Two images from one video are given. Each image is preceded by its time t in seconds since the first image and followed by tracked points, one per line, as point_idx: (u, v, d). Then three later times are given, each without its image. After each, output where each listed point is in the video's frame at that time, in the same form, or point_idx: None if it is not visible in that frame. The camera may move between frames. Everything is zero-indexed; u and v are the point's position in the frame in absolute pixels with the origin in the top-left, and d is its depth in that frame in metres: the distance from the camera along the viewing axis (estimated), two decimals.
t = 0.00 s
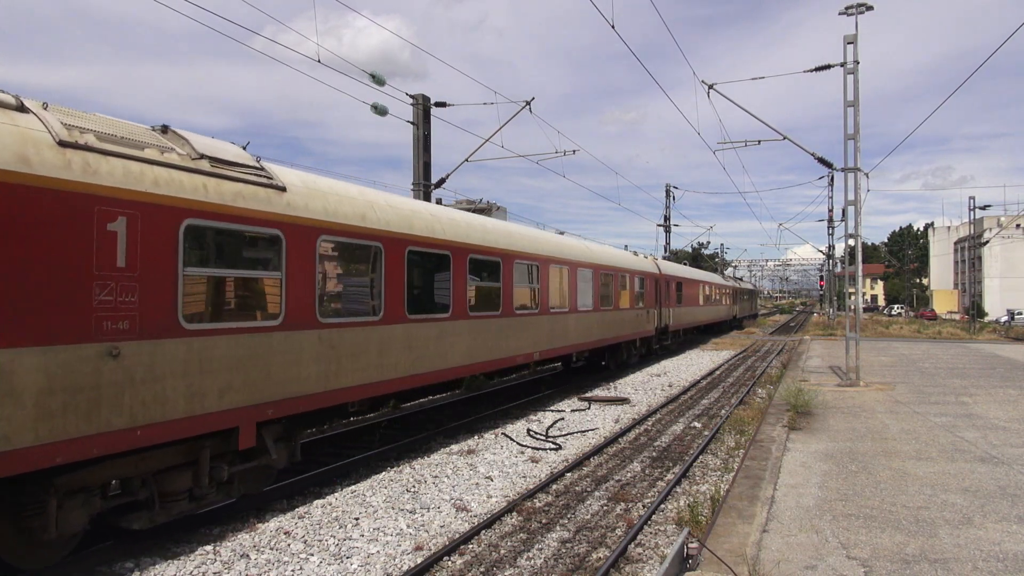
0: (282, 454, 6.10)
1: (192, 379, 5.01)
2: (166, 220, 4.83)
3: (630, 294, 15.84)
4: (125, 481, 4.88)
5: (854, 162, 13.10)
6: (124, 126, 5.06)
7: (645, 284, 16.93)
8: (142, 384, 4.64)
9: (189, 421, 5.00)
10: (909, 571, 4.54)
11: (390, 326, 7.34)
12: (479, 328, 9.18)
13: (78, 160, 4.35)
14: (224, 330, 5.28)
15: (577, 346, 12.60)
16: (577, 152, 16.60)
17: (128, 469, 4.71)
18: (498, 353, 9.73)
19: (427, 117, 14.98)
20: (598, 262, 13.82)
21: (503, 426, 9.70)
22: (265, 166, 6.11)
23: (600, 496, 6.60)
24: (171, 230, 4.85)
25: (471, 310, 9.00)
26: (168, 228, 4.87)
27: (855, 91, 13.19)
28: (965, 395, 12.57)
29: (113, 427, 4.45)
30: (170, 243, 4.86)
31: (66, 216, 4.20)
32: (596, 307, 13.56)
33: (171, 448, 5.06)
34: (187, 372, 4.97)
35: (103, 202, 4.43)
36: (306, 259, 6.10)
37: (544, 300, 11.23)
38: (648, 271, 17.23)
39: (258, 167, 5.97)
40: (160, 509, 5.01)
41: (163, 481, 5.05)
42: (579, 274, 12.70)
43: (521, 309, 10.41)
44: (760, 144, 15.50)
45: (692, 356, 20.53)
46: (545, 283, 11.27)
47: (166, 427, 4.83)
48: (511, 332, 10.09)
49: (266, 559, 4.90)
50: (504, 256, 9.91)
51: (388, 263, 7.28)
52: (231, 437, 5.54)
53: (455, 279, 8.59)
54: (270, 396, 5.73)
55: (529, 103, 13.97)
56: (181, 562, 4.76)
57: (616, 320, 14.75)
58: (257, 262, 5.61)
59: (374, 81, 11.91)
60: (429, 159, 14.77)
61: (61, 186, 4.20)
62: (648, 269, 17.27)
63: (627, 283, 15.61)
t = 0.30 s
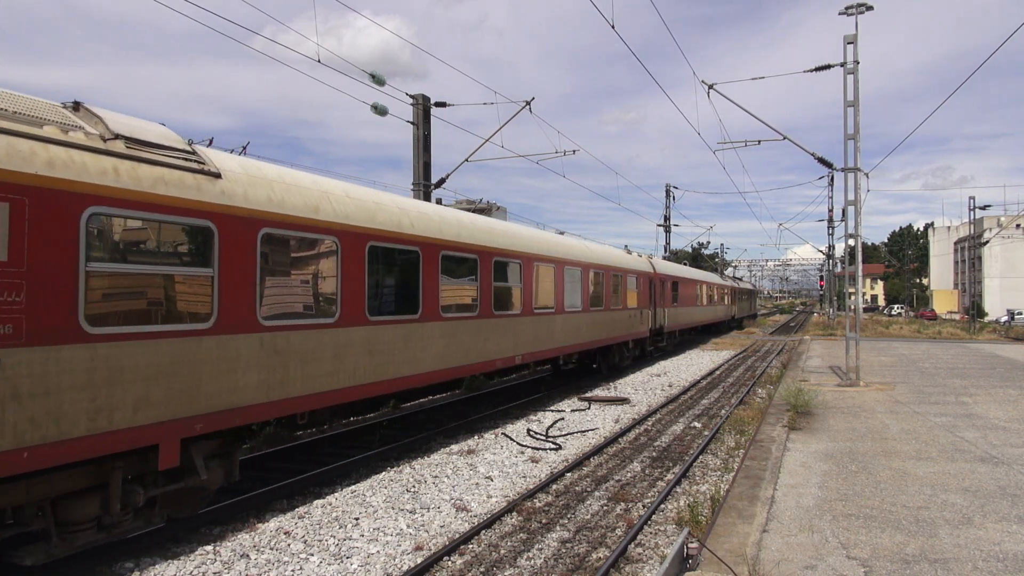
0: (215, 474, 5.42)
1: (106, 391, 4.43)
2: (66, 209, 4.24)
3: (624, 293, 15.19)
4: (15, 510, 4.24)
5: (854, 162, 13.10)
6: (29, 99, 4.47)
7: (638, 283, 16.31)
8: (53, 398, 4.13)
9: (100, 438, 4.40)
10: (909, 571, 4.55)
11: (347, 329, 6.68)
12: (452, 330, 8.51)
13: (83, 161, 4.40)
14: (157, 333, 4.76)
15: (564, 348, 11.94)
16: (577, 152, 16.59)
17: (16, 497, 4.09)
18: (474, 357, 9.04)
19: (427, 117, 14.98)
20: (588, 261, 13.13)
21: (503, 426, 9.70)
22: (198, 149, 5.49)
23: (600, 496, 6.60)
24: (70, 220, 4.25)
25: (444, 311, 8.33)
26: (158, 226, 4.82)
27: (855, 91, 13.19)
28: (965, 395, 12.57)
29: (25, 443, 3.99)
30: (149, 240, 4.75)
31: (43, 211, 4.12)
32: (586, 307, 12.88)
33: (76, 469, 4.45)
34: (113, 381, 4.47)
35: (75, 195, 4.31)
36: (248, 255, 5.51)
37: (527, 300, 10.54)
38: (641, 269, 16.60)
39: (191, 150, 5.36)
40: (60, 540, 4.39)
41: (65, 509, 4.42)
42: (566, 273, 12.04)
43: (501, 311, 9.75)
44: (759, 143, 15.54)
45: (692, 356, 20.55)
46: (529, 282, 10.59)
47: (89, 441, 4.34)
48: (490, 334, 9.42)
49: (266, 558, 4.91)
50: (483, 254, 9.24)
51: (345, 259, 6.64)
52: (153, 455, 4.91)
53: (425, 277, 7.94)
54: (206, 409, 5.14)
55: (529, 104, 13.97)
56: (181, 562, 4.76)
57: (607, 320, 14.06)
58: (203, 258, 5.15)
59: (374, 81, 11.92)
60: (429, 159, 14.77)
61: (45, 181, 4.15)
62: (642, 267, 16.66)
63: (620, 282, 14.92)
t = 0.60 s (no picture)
0: (128, 499, 4.88)
1: (17, 405, 3.95)
2: None
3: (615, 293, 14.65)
4: None
5: (854, 162, 13.09)
6: None
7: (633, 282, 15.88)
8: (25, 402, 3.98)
9: (52, 447, 4.13)
10: (909, 571, 4.54)
11: (294, 333, 6.03)
12: (420, 334, 7.85)
13: (85, 160, 4.42)
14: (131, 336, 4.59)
15: (548, 352, 11.32)
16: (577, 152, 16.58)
17: None
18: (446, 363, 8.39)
19: (427, 117, 14.98)
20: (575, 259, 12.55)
21: (503, 426, 9.70)
22: (109, 128, 4.85)
23: (600, 496, 6.60)
24: None
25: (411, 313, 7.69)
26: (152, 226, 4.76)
27: (855, 91, 13.18)
28: (965, 395, 12.57)
29: (11, 446, 3.92)
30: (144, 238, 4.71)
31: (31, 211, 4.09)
32: (573, 309, 12.25)
33: None
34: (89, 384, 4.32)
35: (63, 194, 4.25)
36: (178, 249, 4.92)
37: (506, 301, 9.92)
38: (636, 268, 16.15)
39: (101, 130, 4.74)
40: None
41: None
42: (552, 273, 11.43)
43: (477, 312, 9.13)
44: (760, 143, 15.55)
45: (692, 356, 20.55)
46: (509, 282, 9.96)
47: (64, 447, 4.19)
48: (464, 337, 8.79)
49: (266, 558, 4.91)
50: (458, 251, 8.61)
51: (292, 255, 6.00)
52: (47, 481, 4.27)
53: (388, 276, 7.28)
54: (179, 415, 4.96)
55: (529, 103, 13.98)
56: (181, 562, 4.76)
57: (596, 322, 13.45)
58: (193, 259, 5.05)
59: (374, 81, 11.92)
60: (429, 159, 14.77)
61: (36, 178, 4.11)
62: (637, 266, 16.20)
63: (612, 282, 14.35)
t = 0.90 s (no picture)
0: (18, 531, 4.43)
1: None
2: None
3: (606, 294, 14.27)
4: None
5: (854, 162, 13.09)
6: None
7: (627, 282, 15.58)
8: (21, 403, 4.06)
9: None
10: (909, 571, 4.55)
11: (228, 336, 5.47)
12: (381, 337, 7.27)
13: None
14: (124, 335, 4.66)
15: (530, 356, 10.76)
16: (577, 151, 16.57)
17: None
18: (412, 368, 7.81)
19: (427, 117, 14.97)
20: (561, 258, 12.01)
21: (503, 426, 9.70)
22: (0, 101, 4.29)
23: (600, 496, 6.60)
24: None
25: (372, 314, 7.13)
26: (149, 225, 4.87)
27: (855, 91, 13.18)
28: (965, 395, 12.57)
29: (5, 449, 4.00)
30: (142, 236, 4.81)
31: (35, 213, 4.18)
32: (556, 310, 11.70)
33: None
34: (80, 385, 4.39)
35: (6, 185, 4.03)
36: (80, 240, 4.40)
37: (483, 302, 9.35)
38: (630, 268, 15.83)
39: None
40: None
41: None
42: (534, 272, 10.89)
43: (450, 313, 8.60)
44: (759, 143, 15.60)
45: (692, 356, 20.56)
46: (485, 281, 9.41)
47: (53, 449, 4.27)
48: (434, 341, 8.21)
49: (266, 558, 4.91)
50: (428, 248, 8.08)
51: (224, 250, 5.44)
52: None
53: (345, 274, 6.72)
54: (165, 417, 4.97)
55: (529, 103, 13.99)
56: (181, 562, 4.76)
57: (583, 323, 12.93)
58: (186, 257, 5.14)
59: (374, 81, 11.92)
60: (429, 159, 14.77)
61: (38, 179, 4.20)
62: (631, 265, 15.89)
63: (601, 282, 13.91)
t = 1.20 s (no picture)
0: None
1: None
2: None
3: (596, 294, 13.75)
4: None
5: (854, 162, 13.08)
6: None
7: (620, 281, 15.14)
8: (20, 404, 4.08)
9: None
10: (909, 571, 4.54)
11: (175, 340, 5.03)
12: (335, 342, 6.61)
13: None
14: (124, 335, 4.67)
15: (510, 360, 10.11)
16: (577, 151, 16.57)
17: None
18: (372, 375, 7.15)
19: (427, 117, 14.97)
20: (546, 257, 11.38)
21: (503, 426, 9.71)
22: None
23: (600, 496, 6.60)
24: None
25: (320, 316, 6.44)
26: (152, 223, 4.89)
27: (855, 91, 13.18)
28: (965, 395, 12.56)
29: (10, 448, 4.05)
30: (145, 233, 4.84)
31: (31, 210, 4.18)
32: (540, 312, 11.08)
33: None
34: (80, 385, 4.39)
35: None
36: None
37: (458, 303, 8.70)
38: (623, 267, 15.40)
39: None
40: None
41: None
42: (516, 272, 10.25)
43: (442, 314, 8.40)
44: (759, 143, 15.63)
45: (692, 356, 20.57)
46: (460, 280, 8.75)
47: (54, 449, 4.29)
48: (398, 344, 7.54)
49: (266, 558, 4.91)
50: (394, 244, 7.43)
51: (141, 241, 4.79)
52: None
53: (290, 272, 6.07)
54: (161, 417, 4.96)
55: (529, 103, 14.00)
56: (181, 562, 4.76)
57: (569, 325, 12.31)
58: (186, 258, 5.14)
59: (374, 81, 11.92)
60: (429, 159, 14.77)
61: (40, 177, 4.22)
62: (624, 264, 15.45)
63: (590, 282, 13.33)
